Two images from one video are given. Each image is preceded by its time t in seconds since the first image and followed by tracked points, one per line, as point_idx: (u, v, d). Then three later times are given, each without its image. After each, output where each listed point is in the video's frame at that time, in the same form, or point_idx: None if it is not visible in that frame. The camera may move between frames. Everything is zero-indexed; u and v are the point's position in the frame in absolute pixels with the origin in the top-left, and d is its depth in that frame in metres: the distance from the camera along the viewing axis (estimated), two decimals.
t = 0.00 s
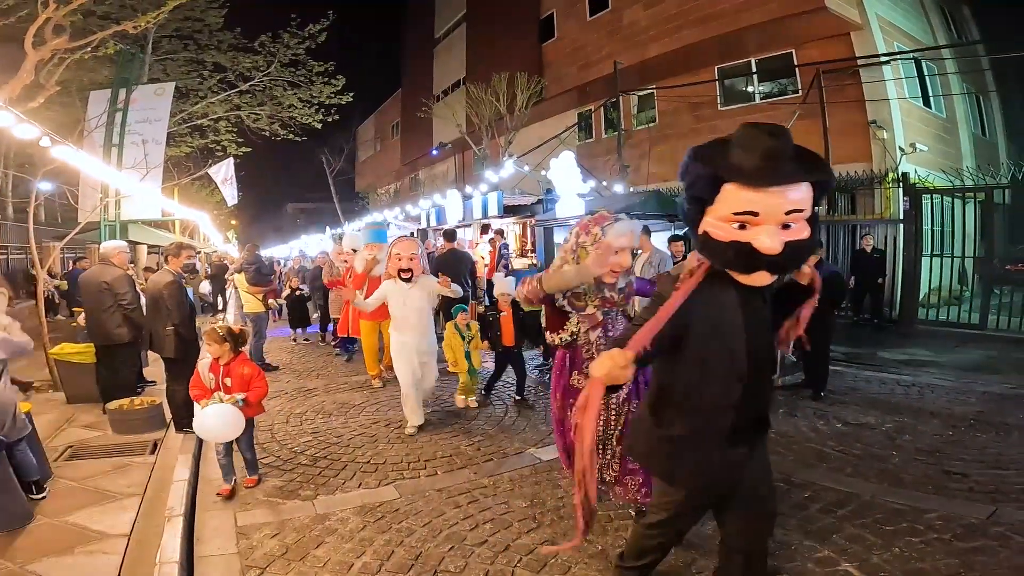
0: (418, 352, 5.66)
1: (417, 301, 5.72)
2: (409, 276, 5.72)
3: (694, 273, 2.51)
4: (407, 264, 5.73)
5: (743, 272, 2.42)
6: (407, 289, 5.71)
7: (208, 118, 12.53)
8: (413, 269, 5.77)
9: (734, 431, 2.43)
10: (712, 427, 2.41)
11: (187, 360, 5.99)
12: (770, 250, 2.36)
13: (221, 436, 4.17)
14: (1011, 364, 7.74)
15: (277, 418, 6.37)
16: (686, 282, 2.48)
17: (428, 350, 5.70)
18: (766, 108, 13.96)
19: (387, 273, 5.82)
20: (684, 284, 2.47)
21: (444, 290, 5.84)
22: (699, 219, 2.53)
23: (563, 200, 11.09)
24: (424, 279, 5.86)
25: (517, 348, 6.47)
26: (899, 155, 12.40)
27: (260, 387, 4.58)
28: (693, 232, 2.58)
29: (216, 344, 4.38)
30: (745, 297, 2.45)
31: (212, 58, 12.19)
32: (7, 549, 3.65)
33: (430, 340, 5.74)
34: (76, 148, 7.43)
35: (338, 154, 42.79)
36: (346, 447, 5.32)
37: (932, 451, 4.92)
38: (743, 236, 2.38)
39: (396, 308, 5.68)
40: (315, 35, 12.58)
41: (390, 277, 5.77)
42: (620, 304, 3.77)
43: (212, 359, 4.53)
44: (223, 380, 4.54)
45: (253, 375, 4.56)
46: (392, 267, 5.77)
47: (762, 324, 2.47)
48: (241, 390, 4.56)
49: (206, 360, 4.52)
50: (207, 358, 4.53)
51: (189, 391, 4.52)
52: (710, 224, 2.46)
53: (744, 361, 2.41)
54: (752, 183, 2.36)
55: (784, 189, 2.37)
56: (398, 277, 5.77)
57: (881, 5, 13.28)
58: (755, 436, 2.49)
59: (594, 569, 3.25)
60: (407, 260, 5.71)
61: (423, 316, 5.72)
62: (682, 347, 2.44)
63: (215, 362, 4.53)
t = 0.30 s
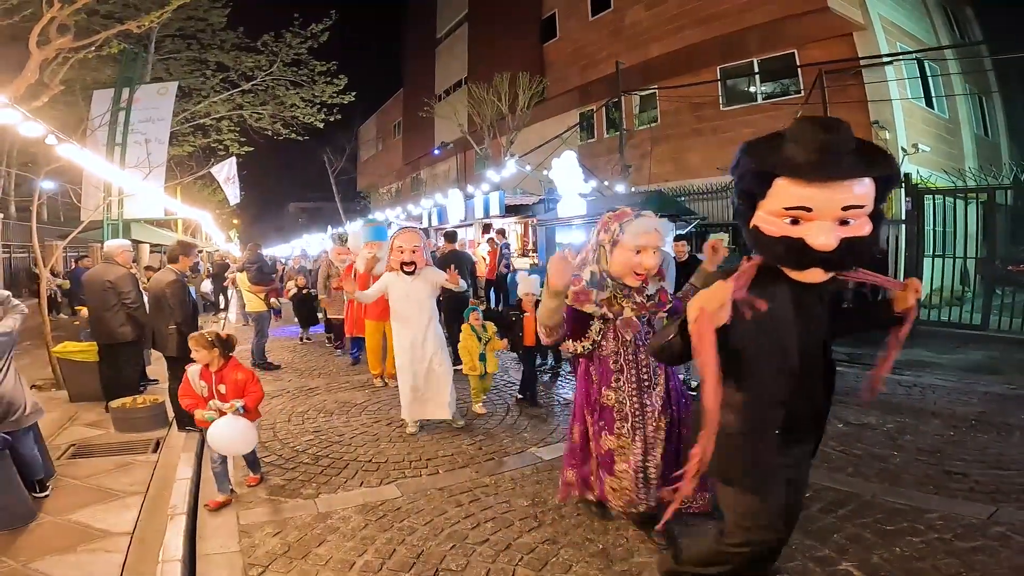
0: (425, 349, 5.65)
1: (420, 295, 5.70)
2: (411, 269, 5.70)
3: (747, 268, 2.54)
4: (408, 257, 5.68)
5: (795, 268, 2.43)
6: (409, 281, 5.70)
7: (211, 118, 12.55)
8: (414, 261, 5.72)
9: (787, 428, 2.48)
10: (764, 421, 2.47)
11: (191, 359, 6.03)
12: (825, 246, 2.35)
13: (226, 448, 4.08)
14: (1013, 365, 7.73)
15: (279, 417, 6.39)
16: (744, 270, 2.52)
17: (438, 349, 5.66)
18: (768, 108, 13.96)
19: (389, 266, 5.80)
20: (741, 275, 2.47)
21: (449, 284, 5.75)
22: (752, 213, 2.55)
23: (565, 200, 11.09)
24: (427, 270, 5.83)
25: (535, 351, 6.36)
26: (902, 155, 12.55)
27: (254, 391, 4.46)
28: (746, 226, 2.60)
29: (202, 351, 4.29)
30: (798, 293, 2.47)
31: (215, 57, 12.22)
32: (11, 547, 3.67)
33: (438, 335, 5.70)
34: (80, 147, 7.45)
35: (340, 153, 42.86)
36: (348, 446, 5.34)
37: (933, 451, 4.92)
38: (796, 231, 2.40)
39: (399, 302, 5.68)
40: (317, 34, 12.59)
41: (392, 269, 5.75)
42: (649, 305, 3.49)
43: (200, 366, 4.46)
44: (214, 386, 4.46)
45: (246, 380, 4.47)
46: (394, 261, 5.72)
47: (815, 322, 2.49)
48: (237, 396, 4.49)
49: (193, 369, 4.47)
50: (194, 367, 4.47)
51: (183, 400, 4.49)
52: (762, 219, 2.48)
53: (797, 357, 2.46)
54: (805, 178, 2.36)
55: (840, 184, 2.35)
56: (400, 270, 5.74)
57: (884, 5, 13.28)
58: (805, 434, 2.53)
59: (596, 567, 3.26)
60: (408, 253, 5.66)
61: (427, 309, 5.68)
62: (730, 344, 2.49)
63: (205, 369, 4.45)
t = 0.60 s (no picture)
0: (435, 348, 5.48)
1: (433, 293, 5.56)
2: (427, 265, 5.57)
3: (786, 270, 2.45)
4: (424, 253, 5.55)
5: (835, 269, 2.36)
6: (423, 277, 5.57)
7: (211, 118, 12.56)
8: (430, 258, 5.59)
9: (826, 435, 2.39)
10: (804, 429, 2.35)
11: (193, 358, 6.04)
12: (871, 247, 2.29)
13: (194, 453, 4.03)
14: (1012, 364, 7.75)
15: (281, 416, 6.41)
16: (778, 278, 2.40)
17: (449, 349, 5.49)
18: (769, 108, 13.96)
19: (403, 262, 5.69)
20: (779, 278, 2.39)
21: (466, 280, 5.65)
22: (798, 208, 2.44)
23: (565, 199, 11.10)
24: (441, 267, 5.71)
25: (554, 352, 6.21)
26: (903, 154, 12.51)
27: (234, 398, 4.44)
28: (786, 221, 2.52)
29: (176, 356, 4.28)
30: (831, 292, 2.41)
31: (216, 57, 12.24)
32: (14, 546, 3.67)
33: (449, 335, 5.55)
34: (82, 147, 7.47)
35: (341, 153, 42.90)
36: (349, 445, 5.34)
37: (933, 450, 4.93)
38: (840, 230, 2.32)
39: (411, 297, 5.54)
40: (318, 34, 12.60)
41: (406, 265, 5.62)
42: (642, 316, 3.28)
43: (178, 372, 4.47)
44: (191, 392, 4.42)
45: (222, 387, 4.42)
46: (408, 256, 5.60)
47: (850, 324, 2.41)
48: (213, 403, 4.43)
49: (170, 375, 4.45)
50: (172, 372, 4.46)
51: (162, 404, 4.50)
52: (805, 214, 2.40)
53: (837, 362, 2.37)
54: (857, 176, 2.28)
55: (892, 185, 2.28)
56: (415, 266, 5.61)
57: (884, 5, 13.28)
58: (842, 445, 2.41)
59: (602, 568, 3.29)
60: (424, 249, 5.54)
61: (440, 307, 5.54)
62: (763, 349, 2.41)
63: (182, 376, 4.45)
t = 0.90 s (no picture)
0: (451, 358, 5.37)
1: (456, 302, 5.49)
2: (454, 274, 5.51)
3: (848, 268, 2.23)
4: (453, 263, 5.49)
5: (899, 267, 2.15)
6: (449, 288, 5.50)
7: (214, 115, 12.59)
8: (458, 268, 5.53)
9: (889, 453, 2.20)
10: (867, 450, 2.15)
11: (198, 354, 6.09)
12: (942, 242, 2.07)
13: (139, 460, 3.74)
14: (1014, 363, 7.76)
15: (284, 412, 6.44)
16: (836, 285, 2.18)
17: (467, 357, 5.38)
18: (771, 107, 13.95)
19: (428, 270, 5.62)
20: (822, 288, 2.19)
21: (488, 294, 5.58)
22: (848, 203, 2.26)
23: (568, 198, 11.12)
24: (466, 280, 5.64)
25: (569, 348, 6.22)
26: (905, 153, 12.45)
27: (204, 405, 4.08)
28: (839, 221, 2.33)
29: (157, 353, 4.00)
30: (898, 293, 2.19)
31: (219, 55, 12.28)
32: (19, 541, 3.70)
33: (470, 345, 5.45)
34: (87, 145, 7.51)
35: (343, 151, 42.93)
36: (350, 442, 5.36)
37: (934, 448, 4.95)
38: (904, 224, 2.12)
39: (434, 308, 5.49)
40: (320, 32, 12.61)
41: (432, 273, 5.54)
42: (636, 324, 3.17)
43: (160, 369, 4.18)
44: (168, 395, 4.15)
45: (190, 393, 4.05)
46: (434, 265, 5.53)
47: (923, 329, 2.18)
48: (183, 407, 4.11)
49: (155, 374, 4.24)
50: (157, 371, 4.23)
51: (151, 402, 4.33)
52: (864, 209, 2.20)
53: (909, 373, 2.15)
54: (922, 166, 2.09)
55: (960, 173, 2.08)
56: (442, 276, 5.54)
57: (887, 4, 13.27)
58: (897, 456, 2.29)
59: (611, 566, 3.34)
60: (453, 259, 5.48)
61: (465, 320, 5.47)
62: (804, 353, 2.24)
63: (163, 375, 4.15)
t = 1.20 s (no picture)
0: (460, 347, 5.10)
1: (470, 290, 5.26)
2: (474, 261, 5.29)
3: (906, 264, 1.90)
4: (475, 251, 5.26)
5: (971, 268, 1.76)
6: (466, 277, 5.28)
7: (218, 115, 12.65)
8: (479, 257, 5.30)
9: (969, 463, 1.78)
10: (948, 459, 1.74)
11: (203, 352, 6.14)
12: None
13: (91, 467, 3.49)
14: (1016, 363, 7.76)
15: (287, 410, 6.48)
16: (905, 281, 1.83)
17: (476, 348, 5.15)
18: (775, 106, 13.93)
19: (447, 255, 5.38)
20: (885, 288, 1.84)
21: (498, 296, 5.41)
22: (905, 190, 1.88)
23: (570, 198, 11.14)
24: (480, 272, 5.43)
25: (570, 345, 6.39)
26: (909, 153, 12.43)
27: (166, 416, 3.78)
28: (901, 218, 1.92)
29: (126, 361, 3.74)
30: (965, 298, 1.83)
31: (223, 55, 12.34)
32: (24, 539, 3.73)
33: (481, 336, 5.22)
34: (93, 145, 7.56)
35: (346, 151, 43.06)
36: (353, 440, 5.39)
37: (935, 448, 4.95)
38: (979, 221, 1.72)
39: (448, 293, 5.23)
40: (324, 32, 12.66)
41: (450, 260, 5.32)
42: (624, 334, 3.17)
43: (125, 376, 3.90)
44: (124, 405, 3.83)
45: (153, 403, 3.75)
46: (453, 251, 5.30)
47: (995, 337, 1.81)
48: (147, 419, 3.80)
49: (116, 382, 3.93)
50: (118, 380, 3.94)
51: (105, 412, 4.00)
52: (929, 204, 1.80)
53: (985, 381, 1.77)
54: (1003, 159, 1.71)
55: None
56: (460, 263, 5.32)
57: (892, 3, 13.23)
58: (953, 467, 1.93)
59: (614, 565, 3.36)
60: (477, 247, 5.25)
61: (476, 310, 5.23)
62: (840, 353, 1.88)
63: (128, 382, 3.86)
